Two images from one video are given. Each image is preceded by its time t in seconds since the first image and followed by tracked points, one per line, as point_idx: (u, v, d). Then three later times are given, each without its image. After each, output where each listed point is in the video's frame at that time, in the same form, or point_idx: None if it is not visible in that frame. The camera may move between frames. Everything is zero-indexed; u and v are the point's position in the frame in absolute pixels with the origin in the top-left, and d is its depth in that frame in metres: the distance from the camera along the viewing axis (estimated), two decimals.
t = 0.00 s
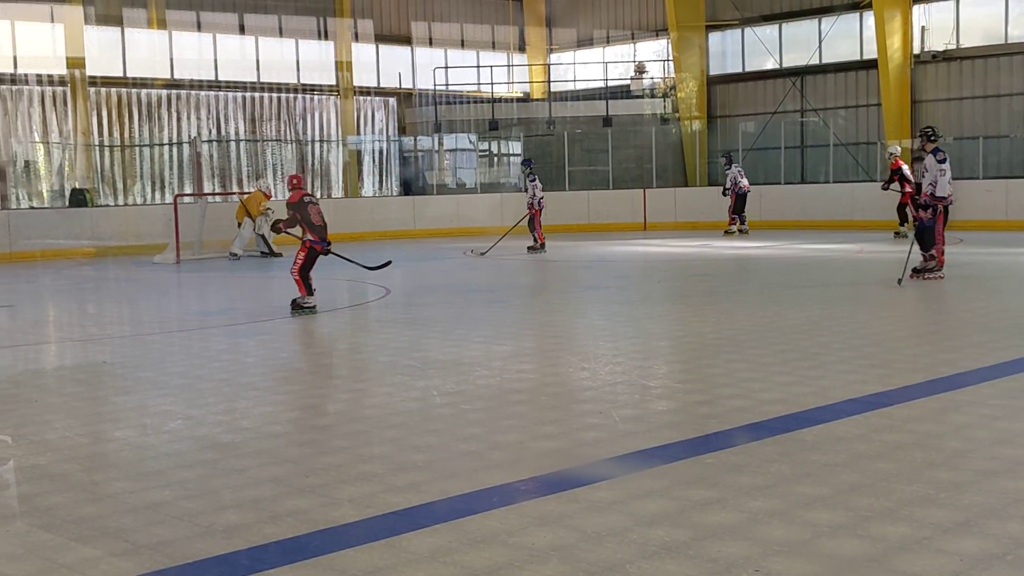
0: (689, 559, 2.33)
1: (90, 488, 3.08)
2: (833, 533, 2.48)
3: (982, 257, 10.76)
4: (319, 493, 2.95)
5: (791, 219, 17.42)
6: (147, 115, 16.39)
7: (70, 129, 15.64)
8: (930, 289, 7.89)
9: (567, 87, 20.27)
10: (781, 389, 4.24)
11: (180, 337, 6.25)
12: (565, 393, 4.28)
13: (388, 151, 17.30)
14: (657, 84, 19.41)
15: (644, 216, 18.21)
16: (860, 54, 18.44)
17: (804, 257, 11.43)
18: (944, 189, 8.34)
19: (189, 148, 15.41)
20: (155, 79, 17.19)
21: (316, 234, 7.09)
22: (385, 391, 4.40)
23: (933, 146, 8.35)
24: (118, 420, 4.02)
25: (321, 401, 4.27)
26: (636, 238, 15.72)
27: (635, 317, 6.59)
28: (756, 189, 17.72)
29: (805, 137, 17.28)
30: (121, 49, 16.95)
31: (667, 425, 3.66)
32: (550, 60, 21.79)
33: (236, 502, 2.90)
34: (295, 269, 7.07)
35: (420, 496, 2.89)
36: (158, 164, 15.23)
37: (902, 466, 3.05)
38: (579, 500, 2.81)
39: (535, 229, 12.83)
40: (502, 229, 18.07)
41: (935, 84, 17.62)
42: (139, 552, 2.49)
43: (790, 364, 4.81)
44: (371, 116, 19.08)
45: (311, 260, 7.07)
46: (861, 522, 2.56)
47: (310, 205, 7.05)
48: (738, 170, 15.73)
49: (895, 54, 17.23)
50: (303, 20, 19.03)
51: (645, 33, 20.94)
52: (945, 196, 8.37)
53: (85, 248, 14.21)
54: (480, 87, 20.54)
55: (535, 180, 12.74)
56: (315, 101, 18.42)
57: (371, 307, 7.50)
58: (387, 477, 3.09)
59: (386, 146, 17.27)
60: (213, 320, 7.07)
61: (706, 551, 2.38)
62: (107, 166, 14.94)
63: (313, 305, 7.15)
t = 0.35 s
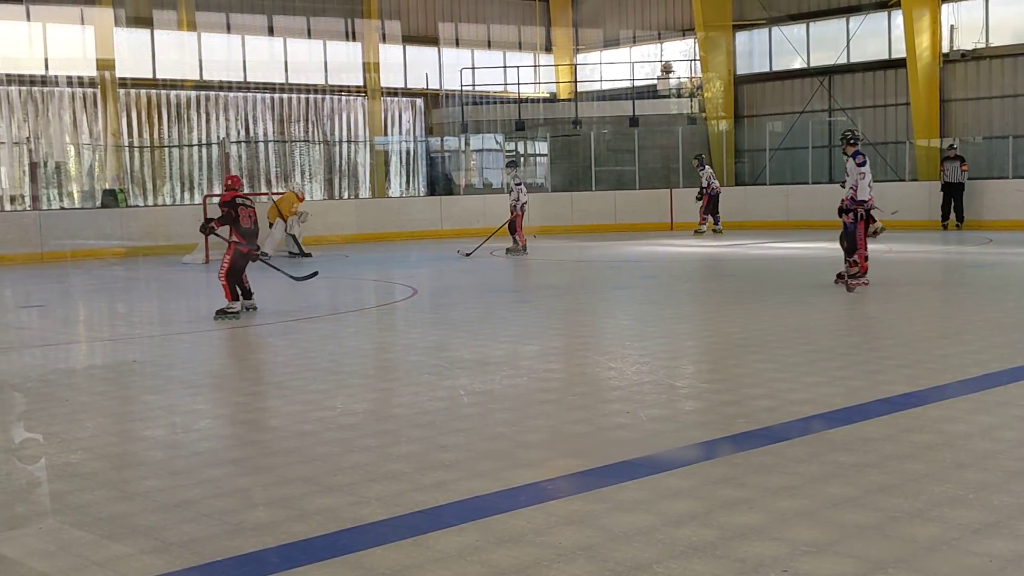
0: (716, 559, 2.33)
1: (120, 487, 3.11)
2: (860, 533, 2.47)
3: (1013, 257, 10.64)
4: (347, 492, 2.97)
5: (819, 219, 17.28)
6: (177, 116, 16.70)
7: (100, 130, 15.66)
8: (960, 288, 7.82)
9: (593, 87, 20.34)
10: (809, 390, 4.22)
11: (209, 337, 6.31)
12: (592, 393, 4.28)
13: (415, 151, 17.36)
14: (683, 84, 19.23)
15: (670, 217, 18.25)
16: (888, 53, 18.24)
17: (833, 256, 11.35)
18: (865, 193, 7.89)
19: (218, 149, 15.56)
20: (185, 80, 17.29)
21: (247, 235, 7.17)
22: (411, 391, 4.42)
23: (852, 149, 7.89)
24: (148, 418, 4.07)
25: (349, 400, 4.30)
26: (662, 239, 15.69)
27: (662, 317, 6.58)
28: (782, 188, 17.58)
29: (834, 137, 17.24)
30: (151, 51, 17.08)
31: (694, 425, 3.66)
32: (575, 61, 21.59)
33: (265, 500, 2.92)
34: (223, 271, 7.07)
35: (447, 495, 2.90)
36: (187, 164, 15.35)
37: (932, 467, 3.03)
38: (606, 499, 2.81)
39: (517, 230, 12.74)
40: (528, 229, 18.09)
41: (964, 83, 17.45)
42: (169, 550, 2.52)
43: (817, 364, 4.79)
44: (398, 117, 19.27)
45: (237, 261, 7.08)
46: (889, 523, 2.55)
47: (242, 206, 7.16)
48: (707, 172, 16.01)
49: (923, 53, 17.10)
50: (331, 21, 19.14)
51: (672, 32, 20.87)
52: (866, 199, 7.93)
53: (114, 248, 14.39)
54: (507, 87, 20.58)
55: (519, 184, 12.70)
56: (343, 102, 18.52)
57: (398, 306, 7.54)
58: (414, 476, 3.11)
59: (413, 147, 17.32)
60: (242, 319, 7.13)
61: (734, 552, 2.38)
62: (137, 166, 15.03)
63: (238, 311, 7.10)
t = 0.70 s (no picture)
0: (732, 557, 2.33)
1: (137, 484, 3.14)
2: (877, 532, 2.47)
3: None
4: (363, 490, 2.98)
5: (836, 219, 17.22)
6: (193, 115, 16.72)
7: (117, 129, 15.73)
8: (977, 287, 7.78)
9: (610, 85, 20.20)
10: (826, 388, 4.21)
11: (227, 335, 6.34)
12: (608, 391, 4.28)
13: (432, 150, 17.54)
14: (699, 84, 19.24)
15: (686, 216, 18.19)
16: (906, 51, 18.14)
17: (849, 255, 11.32)
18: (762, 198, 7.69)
19: (235, 147, 15.73)
20: (201, 79, 17.38)
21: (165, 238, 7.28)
22: (428, 389, 4.44)
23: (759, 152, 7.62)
24: (167, 416, 4.10)
25: (365, 398, 4.31)
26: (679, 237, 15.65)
27: (678, 315, 6.57)
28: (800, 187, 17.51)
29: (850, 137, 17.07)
30: (168, 50, 17.16)
31: (710, 423, 3.66)
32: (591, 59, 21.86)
33: (282, 498, 2.94)
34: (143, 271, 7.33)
35: (463, 493, 2.91)
36: (204, 163, 15.54)
37: (949, 466, 3.02)
38: (623, 497, 2.82)
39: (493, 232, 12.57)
40: (544, 228, 18.07)
41: (982, 81, 17.32)
42: (187, 547, 2.54)
43: (834, 363, 4.78)
44: (415, 116, 19.24)
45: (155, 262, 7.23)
46: (906, 521, 2.54)
47: (168, 210, 7.26)
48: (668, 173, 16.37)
49: (941, 52, 16.99)
50: (347, 21, 19.24)
51: (688, 31, 20.84)
52: (767, 201, 7.72)
53: (132, 248, 14.17)
54: (522, 86, 20.64)
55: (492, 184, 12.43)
56: (360, 101, 18.53)
57: (414, 305, 7.56)
58: (430, 474, 3.12)
59: (429, 146, 17.52)
60: (259, 318, 7.17)
61: (750, 550, 2.37)
62: (155, 165, 15.16)
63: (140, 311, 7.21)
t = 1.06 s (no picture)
0: (744, 557, 2.33)
1: (150, 482, 3.15)
2: (889, 532, 2.46)
3: None
4: (374, 488, 2.99)
5: (848, 217, 17.19)
6: (207, 115, 16.75)
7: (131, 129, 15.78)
8: (990, 287, 7.74)
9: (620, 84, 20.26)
10: (838, 387, 4.20)
11: (240, 334, 6.36)
12: (620, 390, 4.28)
13: (443, 149, 17.43)
14: (711, 81, 19.42)
15: (698, 215, 18.08)
16: (918, 49, 18.07)
17: (862, 254, 11.27)
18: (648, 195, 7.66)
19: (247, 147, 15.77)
20: (213, 79, 17.42)
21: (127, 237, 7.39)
22: (439, 388, 4.44)
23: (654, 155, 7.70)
24: (180, 415, 4.12)
25: (377, 397, 4.32)
26: (690, 236, 15.59)
27: (690, 315, 6.56)
28: (812, 185, 17.46)
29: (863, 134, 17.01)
30: (181, 50, 17.22)
31: (721, 423, 3.65)
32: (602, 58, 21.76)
33: (294, 496, 2.95)
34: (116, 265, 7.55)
35: (474, 492, 2.91)
36: (218, 163, 15.51)
37: (961, 466, 3.01)
38: (634, 497, 2.82)
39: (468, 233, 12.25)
40: (555, 227, 18.10)
41: (995, 79, 17.21)
42: (199, 545, 2.55)
43: (846, 363, 4.77)
44: (426, 115, 19.12)
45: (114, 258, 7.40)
46: (919, 521, 2.53)
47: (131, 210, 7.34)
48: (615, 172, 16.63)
49: (955, 50, 17.01)
50: (359, 21, 19.33)
51: (700, 30, 20.81)
52: (656, 204, 7.67)
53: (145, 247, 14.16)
54: (533, 85, 20.63)
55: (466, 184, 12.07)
56: (371, 100, 18.57)
57: (426, 305, 7.57)
58: (441, 473, 3.12)
59: (441, 145, 17.39)
60: (271, 317, 7.18)
61: (761, 550, 2.37)
62: (168, 165, 15.27)
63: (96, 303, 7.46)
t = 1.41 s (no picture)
0: (749, 557, 2.33)
1: (154, 482, 3.16)
2: (894, 533, 2.46)
3: None
4: (378, 488, 3.00)
5: (854, 218, 17.13)
6: (212, 116, 16.73)
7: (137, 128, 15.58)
8: (995, 288, 7.72)
9: (625, 84, 19.89)
10: (843, 388, 4.19)
11: (245, 334, 6.37)
12: (624, 391, 4.28)
13: (448, 150, 17.56)
14: (716, 81, 19.48)
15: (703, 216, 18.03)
16: (924, 50, 18.02)
17: (868, 255, 11.25)
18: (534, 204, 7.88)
19: (252, 148, 15.81)
20: (218, 79, 17.31)
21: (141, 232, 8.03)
22: (443, 389, 4.44)
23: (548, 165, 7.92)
24: (185, 414, 4.12)
25: (380, 397, 4.32)
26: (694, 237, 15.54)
27: (695, 315, 6.55)
28: (818, 186, 17.39)
29: (868, 135, 17.00)
30: (186, 51, 17.15)
31: (726, 423, 3.65)
32: (607, 58, 21.73)
33: (299, 496, 2.96)
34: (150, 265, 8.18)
35: (478, 492, 2.92)
36: (222, 163, 15.56)
37: (966, 466, 3.00)
38: (638, 497, 2.82)
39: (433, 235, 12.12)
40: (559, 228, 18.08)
41: (1002, 79, 17.19)
42: (203, 545, 2.56)
43: (851, 363, 4.76)
44: (430, 116, 19.39)
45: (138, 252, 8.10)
46: (923, 522, 2.53)
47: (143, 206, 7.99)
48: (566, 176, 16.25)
49: (961, 50, 16.90)
50: (363, 22, 19.31)
51: (704, 30, 20.72)
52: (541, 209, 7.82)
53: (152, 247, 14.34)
54: (537, 86, 20.65)
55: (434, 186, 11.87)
56: (375, 101, 18.71)
57: (430, 305, 7.57)
58: (445, 473, 3.12)
59: (445, 146, 17.54)
60: (276, 317, 7.20)
61: (765, 550, 2.37)
62: (172, 165, 15.38)
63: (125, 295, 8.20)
